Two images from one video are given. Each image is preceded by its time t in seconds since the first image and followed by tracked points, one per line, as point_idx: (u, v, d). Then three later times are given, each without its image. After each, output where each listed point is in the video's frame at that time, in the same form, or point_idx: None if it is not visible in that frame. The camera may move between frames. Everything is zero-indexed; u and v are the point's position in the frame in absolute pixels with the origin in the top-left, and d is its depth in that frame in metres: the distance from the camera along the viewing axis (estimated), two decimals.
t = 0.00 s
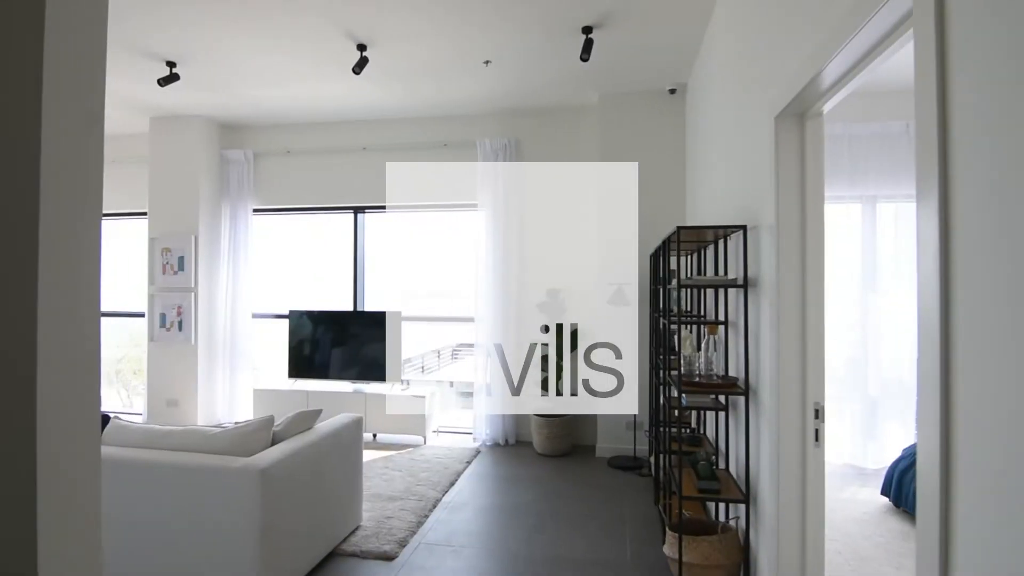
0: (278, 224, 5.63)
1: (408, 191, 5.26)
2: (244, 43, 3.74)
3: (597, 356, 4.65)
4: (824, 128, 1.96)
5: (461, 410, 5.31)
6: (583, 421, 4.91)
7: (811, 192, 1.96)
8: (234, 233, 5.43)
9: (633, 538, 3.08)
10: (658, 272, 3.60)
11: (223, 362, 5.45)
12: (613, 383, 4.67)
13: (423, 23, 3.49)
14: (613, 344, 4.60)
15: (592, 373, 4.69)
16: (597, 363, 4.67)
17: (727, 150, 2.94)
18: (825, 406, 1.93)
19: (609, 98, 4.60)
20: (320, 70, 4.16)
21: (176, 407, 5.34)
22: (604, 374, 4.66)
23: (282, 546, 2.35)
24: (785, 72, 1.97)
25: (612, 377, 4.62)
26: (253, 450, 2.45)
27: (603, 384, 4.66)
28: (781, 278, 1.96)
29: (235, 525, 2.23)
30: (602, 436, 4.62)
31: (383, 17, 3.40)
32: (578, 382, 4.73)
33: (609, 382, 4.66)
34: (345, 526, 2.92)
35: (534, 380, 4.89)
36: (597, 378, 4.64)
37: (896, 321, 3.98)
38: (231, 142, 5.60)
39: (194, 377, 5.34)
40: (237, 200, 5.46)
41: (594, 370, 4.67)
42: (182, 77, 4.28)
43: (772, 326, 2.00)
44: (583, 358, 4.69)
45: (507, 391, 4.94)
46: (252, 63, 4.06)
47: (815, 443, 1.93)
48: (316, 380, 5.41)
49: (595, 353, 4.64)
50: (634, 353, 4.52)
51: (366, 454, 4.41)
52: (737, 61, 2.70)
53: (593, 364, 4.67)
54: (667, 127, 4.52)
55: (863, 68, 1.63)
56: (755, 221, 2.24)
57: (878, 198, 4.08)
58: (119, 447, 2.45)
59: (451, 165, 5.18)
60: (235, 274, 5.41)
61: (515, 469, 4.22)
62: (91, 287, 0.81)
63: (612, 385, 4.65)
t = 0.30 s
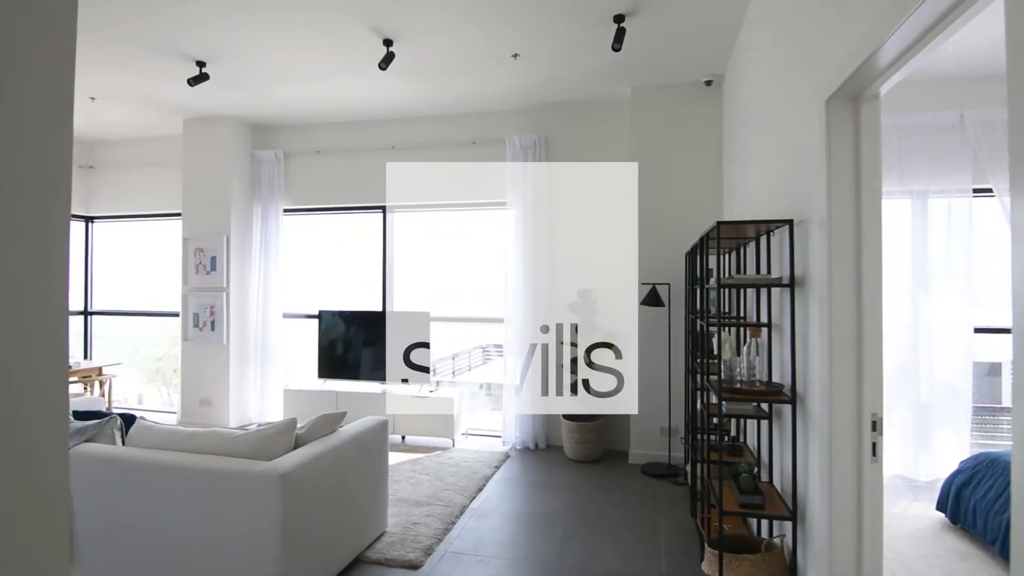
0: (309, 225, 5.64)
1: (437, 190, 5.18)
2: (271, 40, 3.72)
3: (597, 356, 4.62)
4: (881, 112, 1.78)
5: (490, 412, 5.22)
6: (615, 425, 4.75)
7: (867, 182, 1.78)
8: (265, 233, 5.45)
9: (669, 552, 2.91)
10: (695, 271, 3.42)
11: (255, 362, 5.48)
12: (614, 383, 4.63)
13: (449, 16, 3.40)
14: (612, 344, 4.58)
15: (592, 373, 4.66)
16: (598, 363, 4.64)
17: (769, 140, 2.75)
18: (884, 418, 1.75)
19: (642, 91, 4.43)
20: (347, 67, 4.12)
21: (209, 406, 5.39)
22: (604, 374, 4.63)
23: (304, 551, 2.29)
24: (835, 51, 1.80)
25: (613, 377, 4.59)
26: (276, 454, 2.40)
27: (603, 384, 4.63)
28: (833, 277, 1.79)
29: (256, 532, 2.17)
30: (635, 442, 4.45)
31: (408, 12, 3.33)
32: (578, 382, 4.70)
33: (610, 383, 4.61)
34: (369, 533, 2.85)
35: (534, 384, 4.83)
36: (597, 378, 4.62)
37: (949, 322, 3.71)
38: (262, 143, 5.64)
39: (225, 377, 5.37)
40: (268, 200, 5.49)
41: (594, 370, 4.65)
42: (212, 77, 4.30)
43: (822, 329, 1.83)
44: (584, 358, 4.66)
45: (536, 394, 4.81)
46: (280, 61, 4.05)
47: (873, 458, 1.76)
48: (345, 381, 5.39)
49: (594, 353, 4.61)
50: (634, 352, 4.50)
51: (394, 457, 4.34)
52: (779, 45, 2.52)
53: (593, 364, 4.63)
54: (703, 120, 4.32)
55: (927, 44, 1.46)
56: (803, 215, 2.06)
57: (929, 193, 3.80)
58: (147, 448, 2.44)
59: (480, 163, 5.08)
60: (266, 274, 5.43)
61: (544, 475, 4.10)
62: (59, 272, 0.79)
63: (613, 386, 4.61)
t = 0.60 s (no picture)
0: (342, 225, 5.64)
1: (468, 188, 5.10)
2: (299, 40, 3.71)
3: (597, 356, 4.60)
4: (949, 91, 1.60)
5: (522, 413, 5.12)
6: (652, 430, 4.57)
7: (931, 171, 1.60)
8: (299, 233, 5.48)
9: (708, 567, 2.75)
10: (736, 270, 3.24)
11: (289, 361, 5.53)
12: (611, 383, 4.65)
13: (476, 11, 3.31)
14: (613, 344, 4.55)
15: (592, 373, 4.65)
16: (597, 362, 4.62)
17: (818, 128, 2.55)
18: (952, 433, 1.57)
19: (679, 83, 4.26)
20: (375, 65, 4.09)
21: (245, 405, 5.46)
22: (603, 374, 4.63)
23: (327, 557, 2.23)
24: (895, 25, 1.62)
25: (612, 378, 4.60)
26: (298, 459, 2.35)
27: (602, 385, 4.63)
28: (893, 275, 1.62)
29: (276, 538, 2.13)
30: (673, 449, 4.27)
31: (434, 7, 3.26)
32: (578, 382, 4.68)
33: (609, 382, 4.63)
34: (395, 540, 2.78)
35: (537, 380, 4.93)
36: (597, 379, 4.61)
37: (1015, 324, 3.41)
38: (296, 144, 5.68)
39: (261, 377, 5.42)
40: (302, 201, 5.52)
41: (594, 370, 4.63)
42: (244, 78, 4.34)
43: (880, 333, 1.66)
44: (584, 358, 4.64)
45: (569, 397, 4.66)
46: (309, 61, 4.04)
47: (939, 477, 1.58)
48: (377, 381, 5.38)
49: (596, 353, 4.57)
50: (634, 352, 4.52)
51: (424, 460, 4.29)
52: (829, 26, 2.33)
53: (593, 364, 4.62)
54: (745, 111, 4.11)
55: (1006, 8, 1.27)
56: (858, 207, 1.88)
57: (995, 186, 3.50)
58: (175, 450, 2.45)
59: (512, 160, 4.97)
60: (300, 275, 5.46)
61: (577, 481, 3.96)
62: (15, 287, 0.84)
63: (612, 385, 4.63)
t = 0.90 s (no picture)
0: (375, 226, 5.61)
1: (501, 186, 4.99)
2: (328, 39, 3.68)
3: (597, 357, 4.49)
4: None
5: (555, 416, 4.98)
6: (692, 436, 4.37)
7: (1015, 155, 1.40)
8: (333, 234, 5.49)
9: None
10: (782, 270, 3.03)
11: (324, 361, 5.54)
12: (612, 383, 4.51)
13: (505, 3, 3.21)
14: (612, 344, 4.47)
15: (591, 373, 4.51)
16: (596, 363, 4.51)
17: (875, 114, 2.34)
18: None
19: (721, 72, 4.05)
20: (405, 62, 4.03)
21: (280, 404, 5.51)
22: (603, 375, 4.51)
23: (349, 566, 2.16)
24: None
25: (612, 377, 4.46)
26: (321, 464, 2.30)
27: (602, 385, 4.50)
28: (969, 274, 1.44)
29: (296, 546, 2.07)
30: (714, 457, 4.07)
31: None
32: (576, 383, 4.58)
33: (609, 382, 4.50)
34: (421, 549, 2.70)
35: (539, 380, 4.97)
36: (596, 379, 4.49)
37: None
38: (330, 145, 5.69)
39: (296, 377, 5.46)
40: (336, 201, 5.53)
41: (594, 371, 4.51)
42: (276, 79, 4.35)
43: (952, 339, 1.48)
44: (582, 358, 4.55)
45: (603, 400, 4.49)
46: (339, 60, 4.02)
47: None
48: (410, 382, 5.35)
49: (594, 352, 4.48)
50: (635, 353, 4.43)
51: (454, 463, 4.21)
52: None
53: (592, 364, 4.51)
54: (792, 100, 3.87)
55: None
56: (924, 200, 1.69)
57: None
58: (201, 453, 2.43)
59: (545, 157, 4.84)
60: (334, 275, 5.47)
61: (612, 490, 3.81)
62: None
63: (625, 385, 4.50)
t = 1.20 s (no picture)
0: (408, 226, 5.56)
1: (534, 185, 4.87)
2: (357, 35, 3.63)
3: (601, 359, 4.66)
4: None
5: (590, 420, 4.82)
6: (734, 444, 4.17)
7: None
8: (366, 233, 5.48)
9: None
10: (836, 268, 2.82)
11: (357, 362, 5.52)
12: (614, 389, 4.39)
13: None
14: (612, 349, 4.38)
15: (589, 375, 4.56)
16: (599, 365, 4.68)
17: (945, 96, 2.12)
18: None
19: (767, 60, 3.83)
20: (436, 57, 3.95)
21: (313, 404, 5.52)
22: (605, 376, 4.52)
23: None
24: None
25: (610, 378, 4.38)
26: (343, 469, 2.22)
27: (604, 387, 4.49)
28: None
29: (316, 554, 2.00)
30: (759, 467, 3.85)
31: None
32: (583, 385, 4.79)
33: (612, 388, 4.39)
34: (447, 559, 2.60)
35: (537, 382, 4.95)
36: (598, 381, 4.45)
37: None
38: (363, 145, 5.67)
39: (329, 377, 5.46)
40: (368, 201, 5.51)
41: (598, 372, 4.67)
42: (308, 79, 4.34)
43: None
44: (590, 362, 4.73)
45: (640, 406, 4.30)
46: (370, 57, 3.96)
47: None
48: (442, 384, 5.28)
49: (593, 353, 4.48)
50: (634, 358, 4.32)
51: (485, 468, 4.10)
52: None
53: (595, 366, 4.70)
54: (845, 87, 3.62)
55: None
56: (1010, 187, 1.49)
57: None
58: (225, 455, 2.39)
59: (579, 153, 4.68)
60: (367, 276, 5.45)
61: (649, 500, 3.64)
62: None
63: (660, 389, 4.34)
